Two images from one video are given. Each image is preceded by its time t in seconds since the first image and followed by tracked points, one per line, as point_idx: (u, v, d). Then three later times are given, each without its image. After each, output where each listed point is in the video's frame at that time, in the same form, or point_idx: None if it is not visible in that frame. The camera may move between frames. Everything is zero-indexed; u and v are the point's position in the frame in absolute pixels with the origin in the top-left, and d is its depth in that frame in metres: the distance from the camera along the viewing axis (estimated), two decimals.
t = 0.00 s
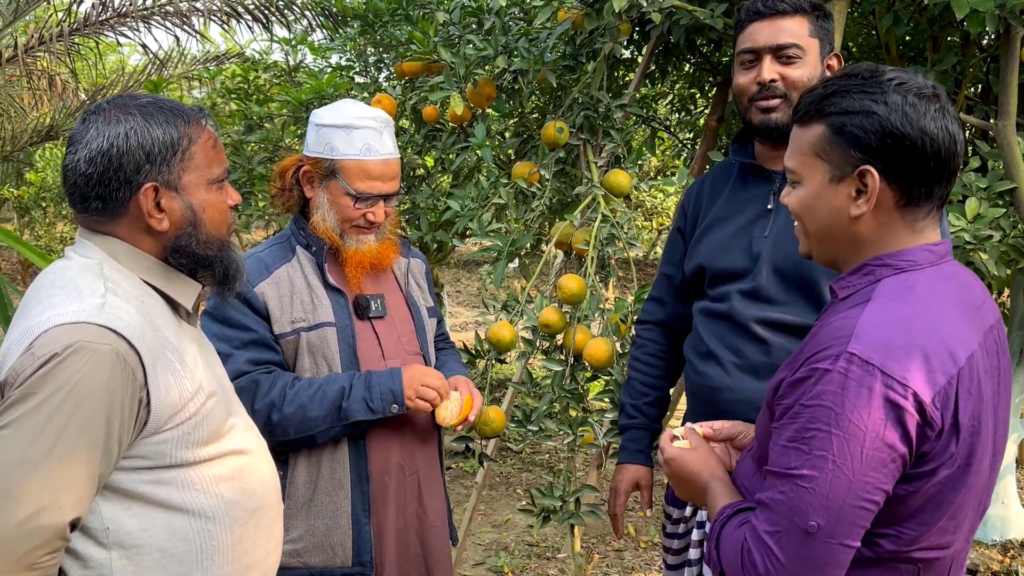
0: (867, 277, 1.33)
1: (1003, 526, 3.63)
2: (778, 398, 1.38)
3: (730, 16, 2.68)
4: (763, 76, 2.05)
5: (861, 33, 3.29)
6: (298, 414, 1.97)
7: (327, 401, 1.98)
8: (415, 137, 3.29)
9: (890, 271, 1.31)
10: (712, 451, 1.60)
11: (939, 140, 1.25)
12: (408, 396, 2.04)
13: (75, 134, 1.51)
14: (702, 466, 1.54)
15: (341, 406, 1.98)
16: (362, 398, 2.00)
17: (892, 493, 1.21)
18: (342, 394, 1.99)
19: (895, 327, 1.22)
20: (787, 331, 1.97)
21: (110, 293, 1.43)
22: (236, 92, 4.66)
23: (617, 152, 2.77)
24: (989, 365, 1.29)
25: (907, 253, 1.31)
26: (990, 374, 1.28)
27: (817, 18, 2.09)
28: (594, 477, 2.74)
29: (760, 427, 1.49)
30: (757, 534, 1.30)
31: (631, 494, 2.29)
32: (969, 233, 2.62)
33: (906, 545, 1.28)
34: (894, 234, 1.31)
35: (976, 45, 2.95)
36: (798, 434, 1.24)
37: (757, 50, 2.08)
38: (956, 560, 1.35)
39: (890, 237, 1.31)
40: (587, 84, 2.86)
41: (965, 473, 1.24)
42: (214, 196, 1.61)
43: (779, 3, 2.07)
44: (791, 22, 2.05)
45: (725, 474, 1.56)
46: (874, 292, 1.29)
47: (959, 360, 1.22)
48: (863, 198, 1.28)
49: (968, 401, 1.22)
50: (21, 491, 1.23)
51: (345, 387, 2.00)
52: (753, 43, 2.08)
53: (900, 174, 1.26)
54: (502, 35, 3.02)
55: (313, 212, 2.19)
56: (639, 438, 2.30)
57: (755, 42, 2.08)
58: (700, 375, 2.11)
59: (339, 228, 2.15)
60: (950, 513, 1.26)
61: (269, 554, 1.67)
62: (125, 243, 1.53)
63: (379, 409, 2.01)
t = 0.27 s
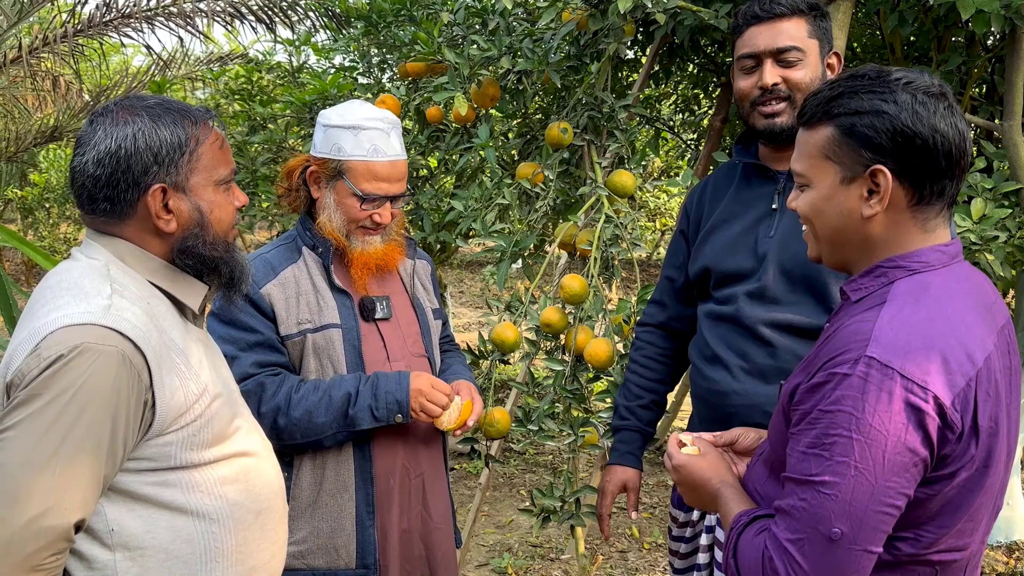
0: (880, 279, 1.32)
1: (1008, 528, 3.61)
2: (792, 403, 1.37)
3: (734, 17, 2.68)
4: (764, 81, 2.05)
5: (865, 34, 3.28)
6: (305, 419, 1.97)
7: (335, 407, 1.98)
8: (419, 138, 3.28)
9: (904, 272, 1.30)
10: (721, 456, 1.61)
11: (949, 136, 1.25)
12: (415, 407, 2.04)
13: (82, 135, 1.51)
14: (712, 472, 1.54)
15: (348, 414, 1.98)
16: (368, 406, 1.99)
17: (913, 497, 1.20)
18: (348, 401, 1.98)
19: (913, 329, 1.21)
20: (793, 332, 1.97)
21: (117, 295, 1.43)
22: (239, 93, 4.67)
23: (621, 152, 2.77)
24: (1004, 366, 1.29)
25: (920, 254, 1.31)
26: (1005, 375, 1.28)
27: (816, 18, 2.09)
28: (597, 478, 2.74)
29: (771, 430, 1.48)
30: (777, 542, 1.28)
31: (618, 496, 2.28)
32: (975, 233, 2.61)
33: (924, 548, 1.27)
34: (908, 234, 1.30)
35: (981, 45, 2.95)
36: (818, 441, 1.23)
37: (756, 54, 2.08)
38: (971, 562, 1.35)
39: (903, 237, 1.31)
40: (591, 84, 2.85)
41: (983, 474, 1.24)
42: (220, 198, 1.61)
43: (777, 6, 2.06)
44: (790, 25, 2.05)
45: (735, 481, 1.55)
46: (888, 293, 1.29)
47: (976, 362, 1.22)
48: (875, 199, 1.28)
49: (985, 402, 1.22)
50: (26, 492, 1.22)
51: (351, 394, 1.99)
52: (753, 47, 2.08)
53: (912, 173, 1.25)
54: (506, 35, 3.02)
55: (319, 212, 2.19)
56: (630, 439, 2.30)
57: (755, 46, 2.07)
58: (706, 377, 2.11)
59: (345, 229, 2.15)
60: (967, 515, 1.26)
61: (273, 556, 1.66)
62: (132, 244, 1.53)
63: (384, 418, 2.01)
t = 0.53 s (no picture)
0: (889, 280, 1.31)
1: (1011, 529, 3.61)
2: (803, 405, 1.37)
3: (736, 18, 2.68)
4: (764, 85, 2.06)
5: (868, 35, 3.28)
6: (299, 430, 1.97)
7: (330, 420, 1.96)
8: (421, 139, 3.28)
9: (914, 272, 1.30)
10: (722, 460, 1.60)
11: (948, 135, 1.25)
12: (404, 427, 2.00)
13: (86, 135, 1.51)
14: (718, 476, 1.53)
15: (341, 428, 1.96)
16: (359, 422, 1.95)
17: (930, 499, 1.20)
18: (342, 415, 1.96)
19: (926, 330, 1.21)
20: (796, 333, 1.97)
21: (119, 296, 1.43)
22: (242, 94, 4.68)
23: (623, 153, 2.77)
24: (1015, 367, 1.29)
25: (930, 254, 1.30)
26: (1017, 376, 1.29)
27: (816, 19, 2.07)
28: (599, 479, 2.74)
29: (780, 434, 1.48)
30: (794, 547, 1.27)
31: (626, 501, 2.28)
32: (977, 234, 2.61)
33: (935, 549, 1.27)
34: (913, 234, 1.30)
35: (983, 46, 2.95)
36: (834, 444, 1.22)
37: (756, 57, 2.08)
38: (981, 564, 1.35)
39: (910, 237, 1.30)
40: (594, 85, 2.86)
41: (996, 475, 1.24)
42: (224, 199, 1.61)
43: (778, 9, 2.06)
44: (791, 27, 2.04)
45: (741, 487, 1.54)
46: (899, 294, 1.28)
47: (988, 362, 1.22)
48: (879, 200, 1.28)
49: (999, 403, 1.22)
50: (27, 493, 1.23)
51: (346, 407, 1.96)
52: (753, 51, 2.08)
53: (914, 173, 1.25)
54: (508, 37, 3.03)
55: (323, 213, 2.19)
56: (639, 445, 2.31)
57: (755, 49, 2.07)
58: (709, 379, 2.11)
59: (349, 229, 2.15)
60: (980, 516, 1.26)
61: (275, 557, 1.66)
62: (135, 245, 1.53)
63: (374, 435, 1.97)
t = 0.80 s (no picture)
0: (898, 281, 1.31)
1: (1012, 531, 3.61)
2: (811, 411, 1.35)
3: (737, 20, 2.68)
4: (739, 94, 2.06)
5: (869, 36, 3.28)
6: (284, 437, 1.97)
7: (313, 428, 1.95)
8: (423, 140, 3.27)
9: (923, 275, 1.29)
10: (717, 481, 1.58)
11: (940, 135, 1.27)
12: (382, 438, 1.95)
13: (87, 138, 1.52)
14: (715, 498, 1.52)
15: (323, 435, 1.95)
16: (340, 431, 1.93)
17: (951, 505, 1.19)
18: (325, 423, 1.95)
19: (940, 333, 1.21)
20: (796, 334, 1.97)
21: (121, 298, 1.43)
22: (244, 95, 4.68)
23: (624, 155, 2.77)
24: None
25: (938, 257, 1.30)
26: None
27: (798, 22, 2.02)
28: (600, 480, 2.74)
29: (784, 439, 1.46)
30: (817, 559, 1.24)
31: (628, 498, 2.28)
32: (978, 236, 2.62)
33: (943, 553, 1.27)
34: (914, 237, 1.30)
35: (984, 48, 2.95)
36: (855, 452, 1.20)
37: (735, 66, 2.09)
38: (986, 567, 1.36)
39: (914, 239, 1.30)
40: (595, 87, 2.86)
41: (1008, 479, 1.25)
42: (226, 200, 1.62)
43: (755, 17, 2.04)
44: (772, 33, 2.01)
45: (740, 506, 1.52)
46: (908, 297, 1.28)
47: (1001, 364, 1.22)
48: (878, 206, 1.27)
49: (1013, 407, 1.23)
50: (30, 495, 1.23)
51: (329, 415, 1.95)
52: (734, 60, 2.08)
53: (910, 176, 1.25)
54: (510, 39, 3.04)
55: (321, 214, 2.20)
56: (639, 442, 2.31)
57: (737, 58, 2.08)
58: (708, 381, 2.12)
59: (347, 231, 2.16)
60: (988, 521, 1.28)
61: (276, 558, 1.66)
62: (137, 246, 1.54)
63: (354, 444, 1.94)
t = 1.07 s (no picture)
0: (896, 282, 1.31)
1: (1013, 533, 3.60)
2: (813, 419, 1.32)
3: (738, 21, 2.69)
4: (729, 100, 2.08)
5: (870, 38, 3.28)
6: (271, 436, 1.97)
7: (301, 427, 1.95)
8: (424, 141, 3.26)
9: (921, 276, 1.29)
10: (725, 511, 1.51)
11: (955, 139, 1.28)
12: (368, 436, 1.92)
13: (90, 138, 1.53)
14: (729, 531, 1.45)
15: (309, 434, 1.94)
16: (324, 430, 1.92)
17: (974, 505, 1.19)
18: (313, 423, 1.94)
19: (942, 332, 1.20)
20: (797, 335, 1.97)
21: (123, 300, 1.44)
22: (245, 96, 4.69)
23: (625, 156, 2.77)
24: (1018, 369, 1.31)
25: (936, 258, 1.30)
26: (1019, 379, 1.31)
27: (788, 26, 2.02)
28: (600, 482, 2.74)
29: (778, 444, 1.44)
30: None
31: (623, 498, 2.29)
32: (978, 238, 2.62)
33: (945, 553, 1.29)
34: (919, 239, 1.30)
35: (985, 50, 2.95)
36: (880, 461, 1.16)
37: (728, 71, 2.10)
38: (986, 566, 1.37)
39: (917, 241, 1.31)
40: (596, 88, 2.87)
41: (1010, 479, 1.27)
42: (226, 202, 1.62)
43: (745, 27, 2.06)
44: (763, 39, 2.02)
45: (747, 529, 1.48)
46: (907, 298, 1.27)
47: (1002, 362, 1.23)
48: (888, 204, 1.28)
49: (1016, 407, 1.24)
50: (32, 496, 1.23)
51: (316, 415, 1.95)
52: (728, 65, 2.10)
53: (924, 176, 1.26)
54: (511, 40, 3.04)
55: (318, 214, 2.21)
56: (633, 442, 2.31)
57: (730, 63, 2.09)
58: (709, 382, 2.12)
59: (344, 229, 2.17)
60: (989, 522, 1.30)
61: (277, 559, 1.67)
62: (138, 247, 1.55)
63: (340, 444, 1.93)
